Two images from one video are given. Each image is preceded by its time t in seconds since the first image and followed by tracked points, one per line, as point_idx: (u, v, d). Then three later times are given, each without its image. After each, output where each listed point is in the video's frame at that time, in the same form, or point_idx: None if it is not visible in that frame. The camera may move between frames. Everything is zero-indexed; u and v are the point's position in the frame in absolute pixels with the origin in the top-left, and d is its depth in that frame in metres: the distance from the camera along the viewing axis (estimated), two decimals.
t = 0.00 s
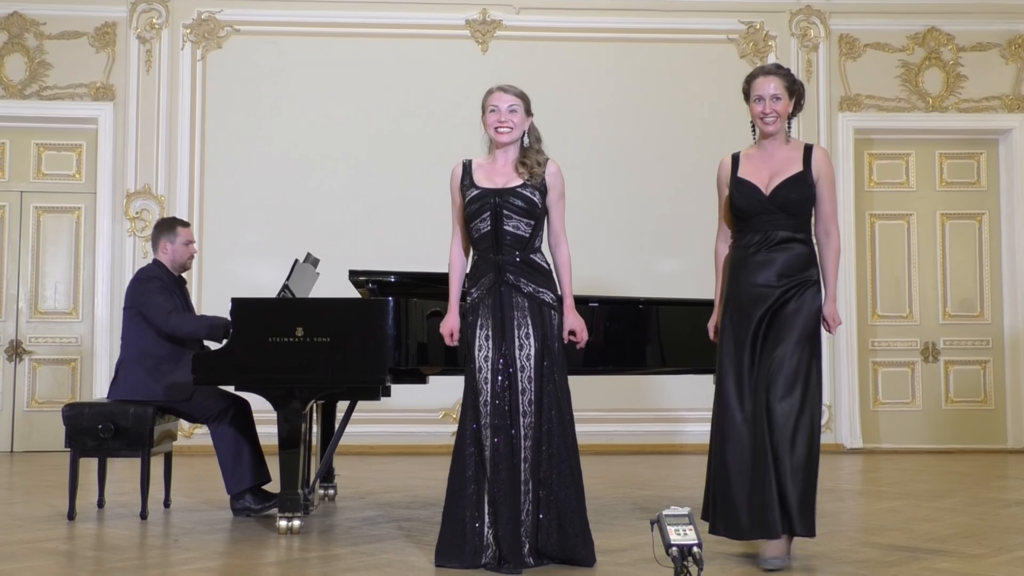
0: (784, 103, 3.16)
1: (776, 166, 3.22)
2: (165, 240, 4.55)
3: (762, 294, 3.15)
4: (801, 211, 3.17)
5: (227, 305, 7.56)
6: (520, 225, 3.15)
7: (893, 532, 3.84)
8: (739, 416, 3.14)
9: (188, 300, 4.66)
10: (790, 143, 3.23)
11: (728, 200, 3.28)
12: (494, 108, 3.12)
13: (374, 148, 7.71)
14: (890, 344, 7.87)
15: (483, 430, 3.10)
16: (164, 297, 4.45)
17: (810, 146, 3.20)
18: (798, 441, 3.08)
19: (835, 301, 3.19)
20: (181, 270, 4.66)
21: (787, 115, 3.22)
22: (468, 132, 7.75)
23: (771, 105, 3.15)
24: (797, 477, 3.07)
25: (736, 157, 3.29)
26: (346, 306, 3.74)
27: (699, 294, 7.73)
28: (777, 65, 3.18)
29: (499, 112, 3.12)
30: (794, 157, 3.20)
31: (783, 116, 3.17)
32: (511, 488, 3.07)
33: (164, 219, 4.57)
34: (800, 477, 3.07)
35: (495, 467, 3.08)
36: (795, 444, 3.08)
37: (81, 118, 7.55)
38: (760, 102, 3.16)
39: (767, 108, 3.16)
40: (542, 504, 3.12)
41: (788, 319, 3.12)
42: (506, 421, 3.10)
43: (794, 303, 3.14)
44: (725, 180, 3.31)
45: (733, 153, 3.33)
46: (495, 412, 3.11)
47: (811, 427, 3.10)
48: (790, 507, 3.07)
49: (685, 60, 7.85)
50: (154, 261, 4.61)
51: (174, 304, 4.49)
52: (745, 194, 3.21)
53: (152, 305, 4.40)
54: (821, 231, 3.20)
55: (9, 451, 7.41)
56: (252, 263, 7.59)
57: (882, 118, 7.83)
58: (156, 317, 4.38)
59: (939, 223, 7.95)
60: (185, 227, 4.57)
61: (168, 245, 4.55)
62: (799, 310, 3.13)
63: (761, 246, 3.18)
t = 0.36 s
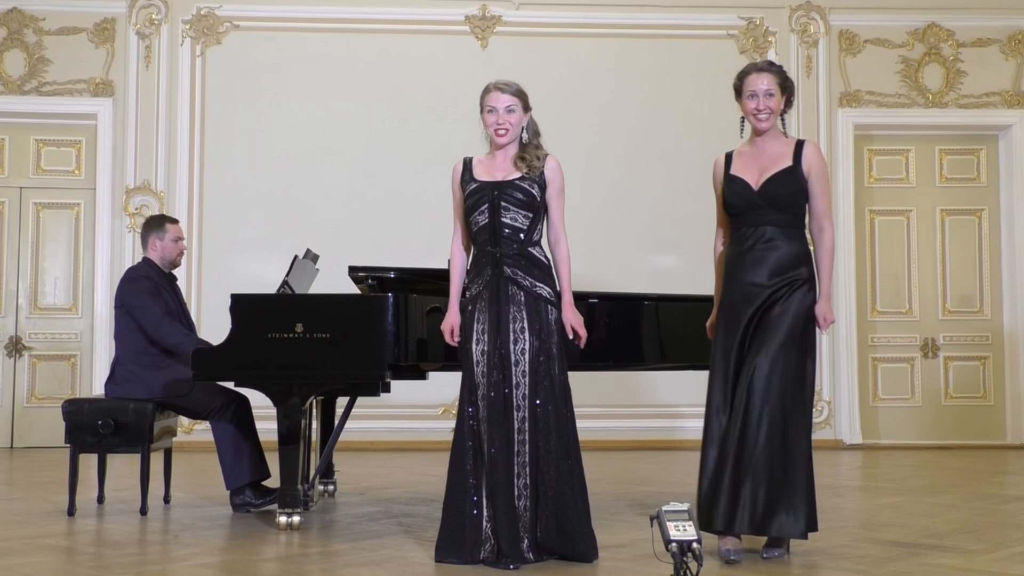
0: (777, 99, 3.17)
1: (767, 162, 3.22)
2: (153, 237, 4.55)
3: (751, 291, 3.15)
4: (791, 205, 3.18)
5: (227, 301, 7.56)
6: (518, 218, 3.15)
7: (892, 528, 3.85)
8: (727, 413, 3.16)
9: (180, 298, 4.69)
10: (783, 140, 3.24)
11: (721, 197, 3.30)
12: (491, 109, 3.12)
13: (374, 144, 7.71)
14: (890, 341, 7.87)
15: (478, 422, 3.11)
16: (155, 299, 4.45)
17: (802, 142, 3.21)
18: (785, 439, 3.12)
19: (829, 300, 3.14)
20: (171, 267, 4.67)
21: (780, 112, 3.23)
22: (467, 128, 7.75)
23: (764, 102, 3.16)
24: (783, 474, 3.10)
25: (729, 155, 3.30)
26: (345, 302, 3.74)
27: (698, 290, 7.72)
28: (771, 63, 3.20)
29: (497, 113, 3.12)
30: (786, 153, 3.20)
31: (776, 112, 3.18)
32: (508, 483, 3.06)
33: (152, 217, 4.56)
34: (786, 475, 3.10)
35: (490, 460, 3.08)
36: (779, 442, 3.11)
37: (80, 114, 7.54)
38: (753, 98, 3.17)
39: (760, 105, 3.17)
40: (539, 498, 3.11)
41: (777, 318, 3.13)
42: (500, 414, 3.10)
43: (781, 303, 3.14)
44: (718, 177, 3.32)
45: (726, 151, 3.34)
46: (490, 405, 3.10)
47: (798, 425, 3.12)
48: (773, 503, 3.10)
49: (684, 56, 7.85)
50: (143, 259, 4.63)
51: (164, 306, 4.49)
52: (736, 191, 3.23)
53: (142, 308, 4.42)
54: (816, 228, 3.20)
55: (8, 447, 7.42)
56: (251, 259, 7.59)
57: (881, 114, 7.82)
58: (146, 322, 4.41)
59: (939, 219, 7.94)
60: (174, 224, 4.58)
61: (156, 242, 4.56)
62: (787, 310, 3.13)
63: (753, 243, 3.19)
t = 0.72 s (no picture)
0: (763, 96, 3.15)
1: (748, 156, 3.22)
2: (145, 233, 4.54)
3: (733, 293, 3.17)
4: (769, 200, 3.17)
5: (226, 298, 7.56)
6: (514, 214, 3.15)
7: (891, 525, 3.85)
8: (719, 412, 3.18)
9: (174, 291, 4.68)
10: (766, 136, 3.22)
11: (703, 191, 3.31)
12: (490, 109, 3.10)
13: (373, 141, 7.70)
14: (889, 337, 7.87)
15: (476, 418, 3.11)
16: (151, 291, 4.45)
17: (786, 138, 3.19)
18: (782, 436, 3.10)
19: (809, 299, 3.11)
20: (163, 262, 4.66)
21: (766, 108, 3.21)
22: (466, 124, 7.74)
23: (750, 98, 3.14)
24: (780, 475, 3.10)
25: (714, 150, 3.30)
26: (345, 299, 3.73)
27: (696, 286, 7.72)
28: (760, 58, 3.18)
29: (495, 112, 3.10)
30: (767, 148, 3.19)
31: (762, 109, 3.17)
32: (505, 479, 3.06)
33: (143, 212, 4.54)
34: (783, 471, 3.09)
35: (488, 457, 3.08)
36: (775, 438, 3.11)
37: (79, 111, 7.53)
38: (738, 94, 3.16)
39: (746, 101, 3.15)
40: (536, 495, 3.11)
41: (760, 315, 3.14)
42: (498, 411, 3.10)
43: (764, 300, 3.14)
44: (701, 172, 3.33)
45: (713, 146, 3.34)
46: (487, 401, 3.11)
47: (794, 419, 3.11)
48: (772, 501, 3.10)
49: (682, 52, 7.85)
50: (136, 254, 4.62)
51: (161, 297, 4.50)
52: (716, 186, 3.24)
53: (140, 302, 4.41)
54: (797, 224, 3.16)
55: (8, 443, 7.42)
56: (250, 256, 7.59)
57: (881, 110, 7.82)
58: (145, 316, 4.40)
59: (938, 216, 7.94)
60: (164, 218, 4.56)
61: (148, 238, 4.55)
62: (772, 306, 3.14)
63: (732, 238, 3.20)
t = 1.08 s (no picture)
0: (747, 93, 3.15)
1: (729, 152, 3.22)
2: (153, 232, 4.55)
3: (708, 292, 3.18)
4: (743, 197, 3.17)
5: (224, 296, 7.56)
6: (513, 217, 3.15)
7: (889, 523, 3.86)
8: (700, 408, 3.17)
9: (178, 292, 4.67)
10: (750, 132, 3.22)
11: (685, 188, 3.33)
12: (486, 100, 3.11)
13: (371, 139, 7.70)
14: (887, 336, 7.88)
15: (477, 420, 3.11)
16: (148, 298, 4.41)
17: (767, 134, 3.18)
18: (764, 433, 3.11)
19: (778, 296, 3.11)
20: (171, 261, 4.66)
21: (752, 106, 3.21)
22: (464, 122, 7.74)
23: (733, 95, 3.15)
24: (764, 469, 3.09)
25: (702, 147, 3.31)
26: (344, 299, 3.73)
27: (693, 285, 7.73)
28: (746, 55, 3.18)
29: (491, 104, 3.11)
30: (747, 144, 3.19)
31: (747, 106, 3.17)
32: (504, 481, 3.06)
33: (151, 210, 4.55)
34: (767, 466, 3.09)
35: (488, 460, 3.08)
36: (757, 433, 3.11)
37: (76, 109, 7.52)
38: (722, 91, 3.16)
39: (730, 98, 3.15)
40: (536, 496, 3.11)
41: (735, 312, 3.14)
42: (498, 413, 3.10)
43: (740, 297, 3.14)
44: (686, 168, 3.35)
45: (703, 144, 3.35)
46: (487, 403, 3.11)
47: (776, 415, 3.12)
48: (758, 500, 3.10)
49: (680, 50, 7.85)
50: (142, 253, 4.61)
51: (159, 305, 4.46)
52: (694, 182, 3.26)
53: (136, 307, 4.39)
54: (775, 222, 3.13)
55: (5, 442, 7.42)
56: (247, 255, 7.58)
57: (879, 109, 7.83)
58: (139, 323, 4.39)
59: (935, 214, 7.95)
60: (173, 217, 4.56)
61: (156, 236, 4.55)
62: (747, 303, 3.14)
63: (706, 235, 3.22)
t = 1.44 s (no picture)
0: (735, 92, 3.15)
1: (718, 152, 3.23)
2: (163, 231, 4.53)
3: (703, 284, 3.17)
4: (732, 197, 3.17)
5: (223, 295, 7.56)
6: (514, 215, 3.15)
7: (887, 522, 3.86)
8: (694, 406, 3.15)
9: (184, 291, 4.67)
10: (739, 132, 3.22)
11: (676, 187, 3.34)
12: (491, 95, 3.11)
13: (370, 138, 7.70)
14: (886, 335, 7.89)
15: (475, 418, 3.11)
16: (152, 296, 4.41)
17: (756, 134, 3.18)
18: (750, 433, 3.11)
19: (770, 294, 3.10)
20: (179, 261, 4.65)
21: (740, 105, 3.21)
22: (462, 121, 7.74)
23: (721, 93, 3.15)
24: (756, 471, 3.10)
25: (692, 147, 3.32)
26: (344, 297, 3.74)
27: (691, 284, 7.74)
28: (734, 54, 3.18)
29: (496, 99, 3.11)
30: (735, 143, 3.19)
31: (734, 105, 3.17)
32: (503, 479, 3.06)
33: (164, 209, 4.53)
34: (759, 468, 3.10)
35: (487, 458, 3.08)
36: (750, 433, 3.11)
37: (75, 108, 7.52)
38: (711, 89, 3.16)
39: (717, 97, 3.15)
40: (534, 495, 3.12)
41: (726, 313, 3.14)
42: (496, 411, 3.10)
43: (731, 297, 3.14)
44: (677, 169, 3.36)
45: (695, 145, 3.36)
46: (485, 402, 3.11)
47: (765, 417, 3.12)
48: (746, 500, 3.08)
49: (679, 50, 7.85)
50: (150, 250, 4.60)
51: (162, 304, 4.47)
52: (684, 181, 3.26)
53: (138, 305, 4.39)
54: (764, 220, 3.15)
55: (4, 441, 7.42)
56: (246, 254, 7.58)
57: (877, 108, 7.83)
58: (140, 321, 4.39)
59: (934, 214, 7.95)
60: (184, 217, 4.54)
61: (166, 235, 4.53)
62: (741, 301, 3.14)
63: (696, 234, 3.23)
